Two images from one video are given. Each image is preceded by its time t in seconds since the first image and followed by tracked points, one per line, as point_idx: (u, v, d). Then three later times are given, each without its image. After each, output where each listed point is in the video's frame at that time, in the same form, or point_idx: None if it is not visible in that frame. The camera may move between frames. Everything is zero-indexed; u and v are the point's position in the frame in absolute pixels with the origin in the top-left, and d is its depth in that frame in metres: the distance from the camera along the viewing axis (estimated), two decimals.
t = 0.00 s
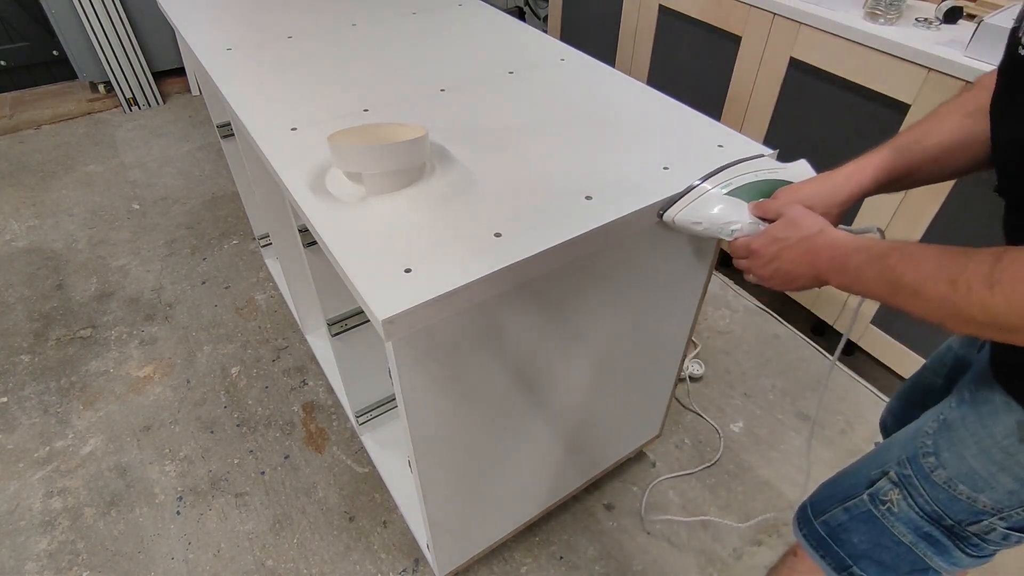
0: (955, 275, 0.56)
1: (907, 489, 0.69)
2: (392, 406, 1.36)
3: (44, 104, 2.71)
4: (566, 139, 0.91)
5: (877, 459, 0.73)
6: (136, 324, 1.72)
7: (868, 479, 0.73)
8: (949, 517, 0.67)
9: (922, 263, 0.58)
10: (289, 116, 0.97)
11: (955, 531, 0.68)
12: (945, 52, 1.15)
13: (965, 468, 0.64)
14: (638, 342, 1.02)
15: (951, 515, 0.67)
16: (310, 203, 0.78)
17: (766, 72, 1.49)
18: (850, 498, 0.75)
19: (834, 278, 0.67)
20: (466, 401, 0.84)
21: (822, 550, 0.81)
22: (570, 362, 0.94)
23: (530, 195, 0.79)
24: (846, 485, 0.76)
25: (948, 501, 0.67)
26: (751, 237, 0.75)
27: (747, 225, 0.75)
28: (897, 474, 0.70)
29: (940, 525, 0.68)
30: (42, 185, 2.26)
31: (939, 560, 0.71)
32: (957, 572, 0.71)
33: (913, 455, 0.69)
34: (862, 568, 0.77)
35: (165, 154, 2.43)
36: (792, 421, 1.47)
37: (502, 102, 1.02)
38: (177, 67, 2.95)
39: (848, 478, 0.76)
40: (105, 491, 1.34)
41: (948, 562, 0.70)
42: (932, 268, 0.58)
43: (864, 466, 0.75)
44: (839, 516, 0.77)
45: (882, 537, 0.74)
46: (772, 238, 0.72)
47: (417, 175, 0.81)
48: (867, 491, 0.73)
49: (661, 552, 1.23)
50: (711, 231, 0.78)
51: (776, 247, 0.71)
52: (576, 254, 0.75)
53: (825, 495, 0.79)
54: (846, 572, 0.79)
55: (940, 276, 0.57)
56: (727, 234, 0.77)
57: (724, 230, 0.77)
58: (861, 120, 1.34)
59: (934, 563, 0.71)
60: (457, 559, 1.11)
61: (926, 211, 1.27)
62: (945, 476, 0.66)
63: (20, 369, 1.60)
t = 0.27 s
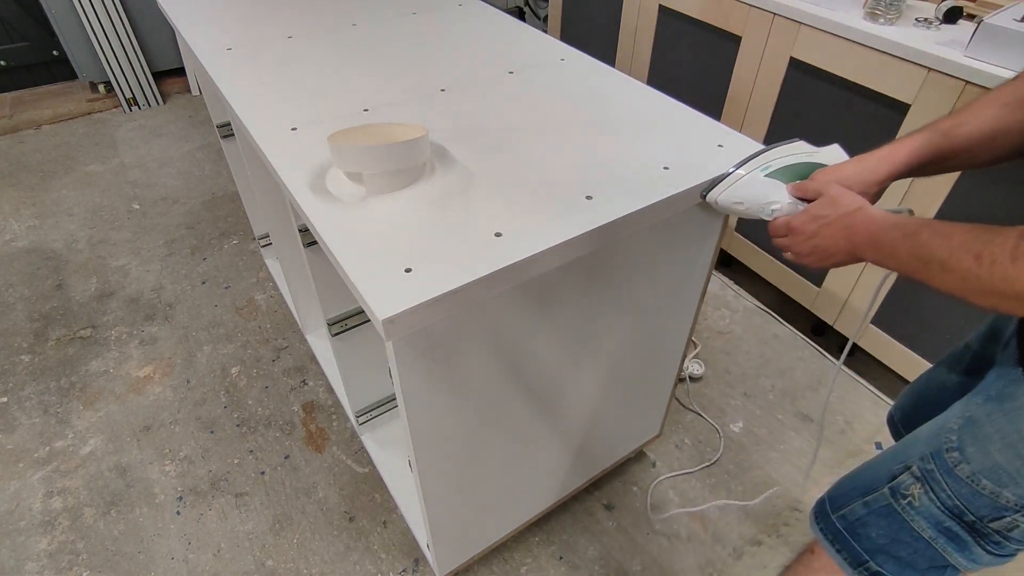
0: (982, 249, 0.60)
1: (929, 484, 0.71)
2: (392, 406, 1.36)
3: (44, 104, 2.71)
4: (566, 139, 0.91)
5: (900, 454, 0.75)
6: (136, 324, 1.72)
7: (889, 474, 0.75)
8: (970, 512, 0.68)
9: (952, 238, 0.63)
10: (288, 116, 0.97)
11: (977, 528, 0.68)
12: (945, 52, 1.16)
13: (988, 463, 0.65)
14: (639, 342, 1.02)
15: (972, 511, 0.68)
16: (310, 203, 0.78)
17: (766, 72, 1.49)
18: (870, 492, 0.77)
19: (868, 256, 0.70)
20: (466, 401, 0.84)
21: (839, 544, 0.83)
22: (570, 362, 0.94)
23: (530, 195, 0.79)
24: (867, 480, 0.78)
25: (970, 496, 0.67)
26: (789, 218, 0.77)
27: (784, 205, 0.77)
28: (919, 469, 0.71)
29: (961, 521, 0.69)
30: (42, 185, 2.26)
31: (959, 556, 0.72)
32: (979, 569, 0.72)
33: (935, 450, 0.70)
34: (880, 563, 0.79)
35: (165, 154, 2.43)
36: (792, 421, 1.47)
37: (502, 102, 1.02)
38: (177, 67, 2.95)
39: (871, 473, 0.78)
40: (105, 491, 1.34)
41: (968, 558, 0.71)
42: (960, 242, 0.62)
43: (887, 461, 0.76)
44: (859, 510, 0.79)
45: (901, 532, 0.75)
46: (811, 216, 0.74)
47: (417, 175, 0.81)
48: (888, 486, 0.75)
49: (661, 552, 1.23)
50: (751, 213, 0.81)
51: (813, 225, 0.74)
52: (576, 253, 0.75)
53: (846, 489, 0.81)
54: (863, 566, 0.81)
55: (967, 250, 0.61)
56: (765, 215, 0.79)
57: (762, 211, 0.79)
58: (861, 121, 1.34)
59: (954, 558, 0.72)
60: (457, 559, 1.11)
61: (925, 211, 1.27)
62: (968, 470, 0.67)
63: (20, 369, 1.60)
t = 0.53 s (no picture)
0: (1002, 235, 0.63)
1: (947, 480, 0.71)
2: (392, 406, 1.36)
3: (44, 104, 2.71)
4: (566, 139, 0.91)
5: (918, 451, 0.75)
6: (136, 324, 1.72)
7: (906, 470, 0.76)
8: (987, 510, 0.68)
9: (971, 223, 0.66)
10: (289, 116, 0.97)
11: (993, 526, 0.69)
12: (945, 52, 1.16)
13: (1008, 461, 0.65)
14: (638, 342, 1.02)
15: (990, 509, 0.68)
16: (309, 203, 0.78)
17: (766, 72, 1.49)
18: (885, 489, 0.78)
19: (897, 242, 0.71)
20: (467, 400, 0.84)
21: (852, 540, 0.84)
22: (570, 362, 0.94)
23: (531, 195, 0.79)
24: (883, 477, 0.79)
25: (988, 493, 0.68)
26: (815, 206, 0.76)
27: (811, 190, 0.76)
28: (937, 466, 0.72)
29: (977, 518, 0.70)
30: (42, 185, 2.26)
31: (973, 553, 0.72)
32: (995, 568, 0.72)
33: (954, 447, 0.71)
34: (893, 559, 0.79)
35: (165, 155, 2.43)
36: (791, 421, 1.47)
37: (502, 102, 1.02)
38: (177, 68, 2.95)
39: (887, 470, 0.78)
40: (105, 491, 1.34)
41: (982, 556, 0.72)
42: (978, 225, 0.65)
43: (903, 458, 0.77)
44: (873, 506, 0.80)
45: (915, 528, 0.76)
46: (837, 203, 0.74)
47: (417, 175, 0.81)
48: (905, 481, 0.75)
49: (661, 553, 1.23)
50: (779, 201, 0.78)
51: (841, 212, 0.74)
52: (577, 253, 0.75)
53: (859, 486, 0.82)
54: (875, 563, 0.82)
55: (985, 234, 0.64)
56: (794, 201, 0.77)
57: (792, 198, 0.77)
58: (861, 121, 1.34)
59: (968, 556, 0.73)
60: (457, 559, 1.10)
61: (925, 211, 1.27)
62: (987, 468, 0.67)
63: (20, 369, 1.60)
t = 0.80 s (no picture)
0: None
1: (969, 456, 0.73)
2: (392, 406, 1.36)
3: (44, 104, 2.71)
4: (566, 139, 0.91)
5: (945, 430, 0.77)
6: (136, 324, 1.72)
7: (932, 446, 0.78)
8: (1004, 489, 0.69)
9: None
10: (289, 116, 0.97)
11: (1008, 506, 0.69)
12: (945, 52, 1.16)
13: None
14: (638, 342, 1.02)
15: (1007, 488, 0.69)
16: (309, 204, 0.78)
17: (766, 72, 1.49)
18: (905, 462, 0.80)
19: (947, 203, 0.76)
20: (467, 401, 0.84)
21: (864, 508, 0.86)
22: (571, 362, 0.94)
23: (531, 195, 0.79)
24: (905, 450, 0.81)
25: (1009, 472, 0.69)
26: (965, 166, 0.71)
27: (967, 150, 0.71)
28: (961, 442, 0.74)
29: (993, 497, 0.70)
30: (42, 185, 2.26)
31: (985, 532, 0.72)
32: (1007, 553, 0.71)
33: (981, 425, 0.73)
34: (903, 532, 0.81)
35: (165, 155, 2.43)
36: (791, 421, 1.47)
37: (502, 102, 1.02)
38: (177, 68, 2.95)
39: (911, 445, 0.81)
40: (105, 491, 1.34)
41: (994, 536, 0.72)
42: None
43: (930, 435, 0.79)
44: (890, 478, 0.82)
45: (927, 502, 0.77)
46: (994, 164, 0.68)
47: (417, 175, 0.81)
48: (927, 456, 0.78)
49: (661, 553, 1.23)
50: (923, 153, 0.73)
51: (995, 173, 0.68)
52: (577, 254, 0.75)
53: (882, 458, 0.85)
54: (883, 532, 0.84)
55: None
56: (941, 154, 0.72)
57: (941, 150, 0.72)
58: (861, 120, 1.34)
59: (980, 535, 0.73)
60: (457, 559, 1.10)
61: (925, 211, 1.27)
62: (1011, 446, 0.68)
63: (20, 369, 1.60)
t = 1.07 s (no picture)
0: None
1: None
2: (392, 406, 1.36)
3: (43, 104, 2.71)
4: (566, 139, 0.91)
5: None
6: (136, 324, 1.72)
7: None
8: None
9: None
10: (289, 117, 0.97)
11: None
12: (945, 52, 1.16)
13: None
14: (637, 342, 1.02)
15: None
16: (309, 204, 0.78)
17: (766, 72, 1.49)
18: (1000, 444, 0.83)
19: None
20: (467, 401, 0.84)
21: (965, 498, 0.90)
22: (570, 363, 0.94)
23: (531, 195, 0.79)
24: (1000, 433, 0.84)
25: None
26: None
27: None
28: None
29: None
30: (42, 185, 2.26)
31: None
32: None
33: None
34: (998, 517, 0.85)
35: (165, 155, 2.43)
36: (791, 421, 1.47)
37: (502, 102, 1.02)
38: (177, 68, 2.95)
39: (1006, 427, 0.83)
40: (105, 491, 1.34)
41: None
42: None
43: None
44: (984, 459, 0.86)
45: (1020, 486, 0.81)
46: None
47: (417, 175, 0.81)
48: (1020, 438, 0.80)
49: (661, 553, 1.23)
50: None
51: None
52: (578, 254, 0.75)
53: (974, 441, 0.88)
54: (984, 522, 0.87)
55: None
56: None
57: None
58: (862, 120, 1.34)
59: None
60: (457, 560, 1.10)
61: (926, 211, 1.28)
62: None
63: (20, 369, 1.60)
